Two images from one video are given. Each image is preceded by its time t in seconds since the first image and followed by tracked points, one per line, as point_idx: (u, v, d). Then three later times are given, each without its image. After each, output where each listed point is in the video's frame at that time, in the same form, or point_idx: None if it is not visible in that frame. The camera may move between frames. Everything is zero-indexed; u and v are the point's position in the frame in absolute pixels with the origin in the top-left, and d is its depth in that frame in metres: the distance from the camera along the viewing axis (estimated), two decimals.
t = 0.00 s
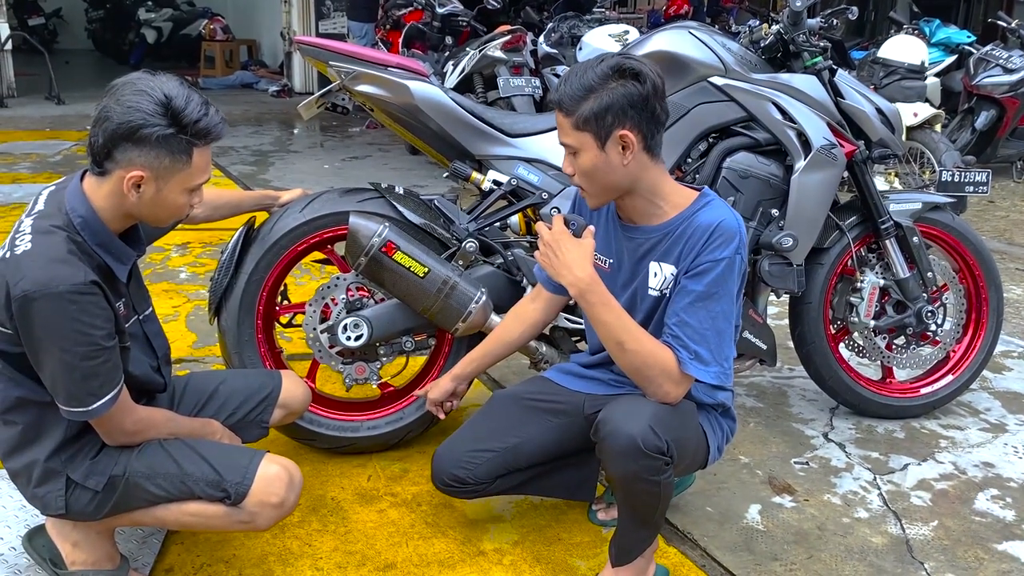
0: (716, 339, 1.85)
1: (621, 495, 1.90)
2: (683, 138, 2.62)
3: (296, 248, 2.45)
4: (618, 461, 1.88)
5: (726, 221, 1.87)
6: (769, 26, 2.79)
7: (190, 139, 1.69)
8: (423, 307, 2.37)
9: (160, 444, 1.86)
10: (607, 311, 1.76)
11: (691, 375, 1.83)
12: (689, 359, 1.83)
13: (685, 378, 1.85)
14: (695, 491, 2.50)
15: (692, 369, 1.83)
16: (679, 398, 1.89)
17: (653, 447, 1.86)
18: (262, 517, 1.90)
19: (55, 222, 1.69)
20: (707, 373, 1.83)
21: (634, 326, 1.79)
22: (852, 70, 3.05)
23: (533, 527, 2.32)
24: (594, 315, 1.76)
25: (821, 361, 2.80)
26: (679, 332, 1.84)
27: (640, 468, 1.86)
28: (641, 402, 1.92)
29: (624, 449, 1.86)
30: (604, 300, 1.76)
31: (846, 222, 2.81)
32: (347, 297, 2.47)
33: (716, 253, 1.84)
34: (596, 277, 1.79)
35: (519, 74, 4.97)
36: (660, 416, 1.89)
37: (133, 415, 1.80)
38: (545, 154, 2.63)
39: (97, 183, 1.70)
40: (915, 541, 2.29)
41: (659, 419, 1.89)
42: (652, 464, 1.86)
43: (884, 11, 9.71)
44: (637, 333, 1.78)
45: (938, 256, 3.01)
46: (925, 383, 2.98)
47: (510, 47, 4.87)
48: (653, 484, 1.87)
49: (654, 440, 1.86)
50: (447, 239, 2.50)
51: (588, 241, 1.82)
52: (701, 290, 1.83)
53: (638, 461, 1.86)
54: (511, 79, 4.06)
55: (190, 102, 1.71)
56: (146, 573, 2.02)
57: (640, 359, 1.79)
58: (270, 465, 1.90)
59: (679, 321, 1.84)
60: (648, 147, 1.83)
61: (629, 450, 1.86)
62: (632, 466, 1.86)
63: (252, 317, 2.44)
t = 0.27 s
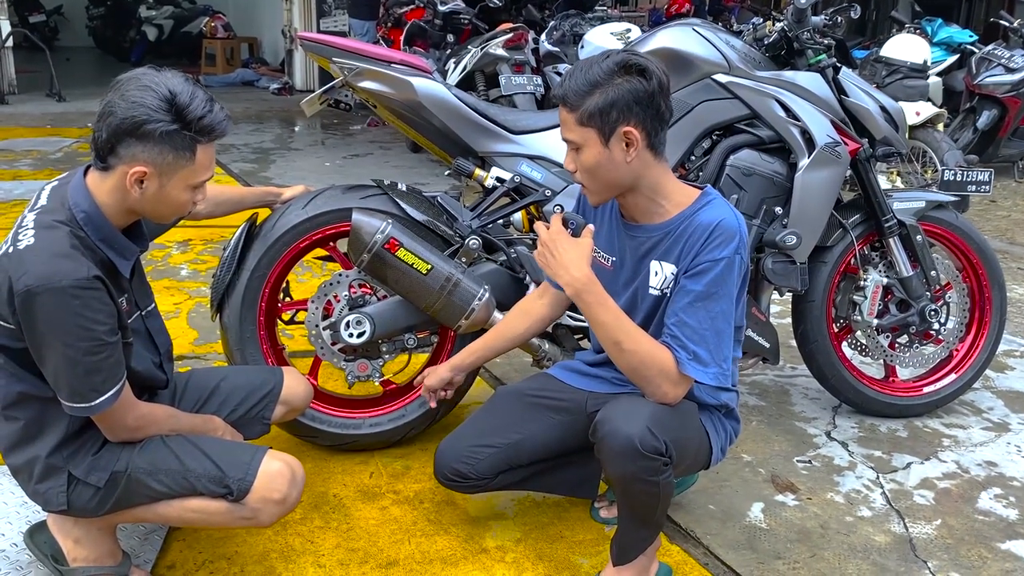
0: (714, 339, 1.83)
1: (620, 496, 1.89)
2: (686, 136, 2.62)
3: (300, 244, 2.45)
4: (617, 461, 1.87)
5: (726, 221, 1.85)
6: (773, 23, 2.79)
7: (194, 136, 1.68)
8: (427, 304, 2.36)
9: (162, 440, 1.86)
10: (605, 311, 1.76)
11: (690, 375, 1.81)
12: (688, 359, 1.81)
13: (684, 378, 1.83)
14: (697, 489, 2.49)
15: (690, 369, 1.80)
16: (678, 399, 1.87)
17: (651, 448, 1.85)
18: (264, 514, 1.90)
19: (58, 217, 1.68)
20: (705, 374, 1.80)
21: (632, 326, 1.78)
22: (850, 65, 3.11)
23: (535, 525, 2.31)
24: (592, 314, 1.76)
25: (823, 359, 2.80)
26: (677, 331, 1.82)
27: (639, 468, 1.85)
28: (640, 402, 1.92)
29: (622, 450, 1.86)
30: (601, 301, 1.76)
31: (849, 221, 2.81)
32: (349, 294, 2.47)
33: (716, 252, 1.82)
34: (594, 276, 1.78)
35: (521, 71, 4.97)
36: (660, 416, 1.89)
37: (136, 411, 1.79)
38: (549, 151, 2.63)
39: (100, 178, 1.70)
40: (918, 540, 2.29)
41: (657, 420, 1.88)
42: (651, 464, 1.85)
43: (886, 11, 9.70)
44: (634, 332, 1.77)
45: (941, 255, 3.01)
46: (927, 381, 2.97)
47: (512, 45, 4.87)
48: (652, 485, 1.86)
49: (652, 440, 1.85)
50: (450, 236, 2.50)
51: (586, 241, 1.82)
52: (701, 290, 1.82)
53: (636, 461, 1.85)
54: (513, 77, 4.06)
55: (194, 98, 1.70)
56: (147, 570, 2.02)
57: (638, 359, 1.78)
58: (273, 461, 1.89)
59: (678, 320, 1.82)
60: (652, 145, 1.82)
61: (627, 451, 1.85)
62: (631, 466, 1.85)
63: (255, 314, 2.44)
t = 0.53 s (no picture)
0: (711, 339, 1.81)
1: (621, 498, 1.89)
2: (686, 136, 2.62)
3: (300, 244, 2.44)
4: (617, 464, 1.86)
5: (718, 219, 1.84)
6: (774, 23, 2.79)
7: (196, 136, 1.68)
8: (427, 304, 2.35)
9: (162, 440, 1.85)
10: (599, 317, 1.77)
11: (686, 376, 1.80)
12: (684, 359, 1.80)
13: (682, 379, 1.82)
14: (698, 490, 2.49)
15: (687, 370, 1.79)
16: (677, 401, 1.87)
17: (651, 451, 1.85)
18: (264, 513, 1.89)
19: (57, 215, 1.68)
20: (702, 374, 1.79)
21: (627, 330, 1.78)
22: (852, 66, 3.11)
23: (535, 525, 2.31)
24: (586, 319, 1.77)
25: (824, 360, 2.80)
26: (674, 333, 1.81)
27: (639, 471, 1.85)
28: (640, 405, 1.91)
29: (622, 453, 1.85)
30: (595, 307, 1.77)
31: (850, 222, 2.81)
32: (350, 293, 2.46)
33: (709, 251, 1.81)
34: (585, 282, 1.80)
35: (522, 71, 4.96)
36: (659, 419, 1.88)
37: (135, 411, 1.79)
38: (550, 150, 2.62)
39: (101, 178, 1.69)
40: (919, 542, 2.28)
41: (657, 423, 1.87)
42: (651, 467, 1.85)
43: (887, 11, 9.70)
44: (629, 336, 1.78)
45: (943, 256, 3.00)
46: (928, 382, 2.97)
47: (513, 45, 4.87)
48: (652, 487, 1.86)
49: (652, 443, 1.85)
50: (451, 235, 2.49)
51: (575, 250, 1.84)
52: (695, 290, 1.81)
53: (637, 465, 1.85)
54: (514, 76, 4.05)
55: (196, 99, 1.70)
56: (147, 569, 2.01)
57: (633, 362, 1.78)
58: (272, 461, 1.89)
59: (674, 321, 1.81)
60: (644, 146, 1.82)
61: (628, 454, 1.85)
62: (631, 469, 1.85)
63: (255, 313, 2.43)
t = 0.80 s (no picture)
0: (713, 339, 1.81)
1: (622, 498, 1.89)
2: (686, 137, 2.62)
3: (300, 243, 2.44)
4: (619, 465, 1.86)
5: (717, 219, 1.84)
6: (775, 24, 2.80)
7: (193, 133, 1.68)
8: (427, 304, 2.35)
9: (161, 439, 1.85)
10: (599, 316, 1.79)
11: (689, 376, 1.80)
12: (686, 360, 1.80)
13: (685, 379, 1.82)
14: (698, 490, 2.49)
15: (689, 370, 1.80)
16: (682, 400, 1.87)
17: (654, 451, 1.85)
18: (263, 513, 1.89)
19: (56, 214, 1.68)
20: (705, 374, 1.79)
21: (628, 330, 1.79)
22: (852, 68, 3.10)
23: (535, 525, 2.31)
24: (587, 318, 1.79)
25: (824, 361, 2.80)
26: (676, 333, 1.81)
27: (641, 472, 1.85)
28: (642, 405, 1.91)
29: (623, 453, 1.85)
30: (597, 305, 1.80)
31: (850, 222, 2.81)
32: (350, 293, 2.46)
33: (709, 251, 1.81)
34: (587, 281, 1.82)
35: (522, 71, 4.96)
36: (661, 420, 1.88)
37: (134, 410, 1.78)
38: (550, 150, 2.62)
39: (99, 175, 1.69)
40: (919, 542, 2.28)
41: (661, 424, 1.87)
42: (653, 467, 1.85)
43: (886, 12, 9.71)
44: (630, 336, 1.79)
45: (942, 256, 3.00)
46: (928, 383, 2.97)
47: (513, 45, 4.88)
48: (654, 488, 1.86)
49: (655, 444, 1.85)
50: (451, 235, 2.49)
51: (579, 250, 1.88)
52: (696, 290, 1.80)
53: (639, 465, 1.85)
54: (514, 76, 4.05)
55: (192, 95, 1.70)
56: (146, 569, 2.01)
57: (635, 361, 1.79)
58: (272, 460, 1.89)
59: (675, 322, 1.81)
60: (641, 150, 1.82)
61: (629, 454, 1.85)
62: (632, 469, 1.85)
63: (255, 312, 2.43)
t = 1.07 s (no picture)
0: (710, 342, 1.81)
1: (619, 500, 1.89)
2: (686, 138, 2.62)
3: (298, 244, 2.44)
4: (615, 466, 1.86)
5: (718, 221, 1.84)
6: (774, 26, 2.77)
7: (188, 134, 1.67)
8: (426, 305, 2.35)
9: (159, 439, 1.85)
10: (597, 316, 1.78)
11: (685, 379, 1.80)
12: (683, 362, 1.80)
13: (681, 382, 1.82)
14: (696, 492, 2.49)
15: (686, 372, 1.79)
16: (678, 402, 1.85)
17: (650, 452, 1.84)
18: (261, 514, 1.88)
19: (52, 214, 1.68)
20: (701, 377, 1.79)
21: (625, 329, 1.78)
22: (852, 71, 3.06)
23: (534, 527, 2.31)
24: (585, 317, 1.78)
25: (823, 363, 2.79)
26: (673, 335, 1.80)
27: (638, 473, 1.85)
28: (638, 407, 1.91)
29: (620, 454, 1.85)
30: (595, 304, 1.79)
31: (849, 224, 2.81)
32: (349, 294, 2.46)
33: (708, 253, 1.81)
34: (586, 280, 1.81)
35: (521, 72, 4.97)
36: (657, 421, 1.88)
37: (132, 410, 1.78)
38: (550, 152, 2.62)
39: (95, 176, 1.69)
40: (917, 545, 2.28)
41: (656, 424, 1.87)
42: (649, 468, 1.85)
43: (885, 14, 9.73)
44: (628, 336, 1.78)
45: (941, 259, 3.00)
46: (927, 386, 2.97)
47: (512, 47, 4.88)
48: (651, 489, 1.86)
49: (651, 445, 1.85)
50: (450, 236, 2.49)
51: (580, 246, 1.86)
52: (694, 292, 1.80)
53: (635, 466, 1.85)
54: (513, 78, 4.05)
55: (188, 96, 1.70)
56: (144, 570, 2.01)
57: (633, 362, 1.78)
58: (270, 461, 1.89)
59: (673, 324, 1.81)
60: (645, 152, 1.82)
61: (626, 455, 1.85)
62: (629, 470, 1.85)
63: (253, 313, 2.43)
